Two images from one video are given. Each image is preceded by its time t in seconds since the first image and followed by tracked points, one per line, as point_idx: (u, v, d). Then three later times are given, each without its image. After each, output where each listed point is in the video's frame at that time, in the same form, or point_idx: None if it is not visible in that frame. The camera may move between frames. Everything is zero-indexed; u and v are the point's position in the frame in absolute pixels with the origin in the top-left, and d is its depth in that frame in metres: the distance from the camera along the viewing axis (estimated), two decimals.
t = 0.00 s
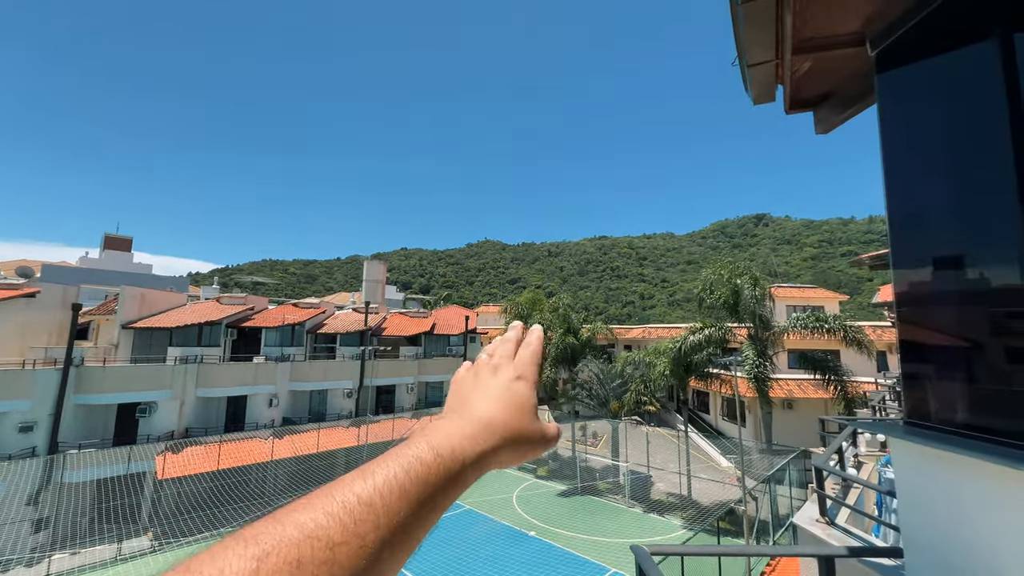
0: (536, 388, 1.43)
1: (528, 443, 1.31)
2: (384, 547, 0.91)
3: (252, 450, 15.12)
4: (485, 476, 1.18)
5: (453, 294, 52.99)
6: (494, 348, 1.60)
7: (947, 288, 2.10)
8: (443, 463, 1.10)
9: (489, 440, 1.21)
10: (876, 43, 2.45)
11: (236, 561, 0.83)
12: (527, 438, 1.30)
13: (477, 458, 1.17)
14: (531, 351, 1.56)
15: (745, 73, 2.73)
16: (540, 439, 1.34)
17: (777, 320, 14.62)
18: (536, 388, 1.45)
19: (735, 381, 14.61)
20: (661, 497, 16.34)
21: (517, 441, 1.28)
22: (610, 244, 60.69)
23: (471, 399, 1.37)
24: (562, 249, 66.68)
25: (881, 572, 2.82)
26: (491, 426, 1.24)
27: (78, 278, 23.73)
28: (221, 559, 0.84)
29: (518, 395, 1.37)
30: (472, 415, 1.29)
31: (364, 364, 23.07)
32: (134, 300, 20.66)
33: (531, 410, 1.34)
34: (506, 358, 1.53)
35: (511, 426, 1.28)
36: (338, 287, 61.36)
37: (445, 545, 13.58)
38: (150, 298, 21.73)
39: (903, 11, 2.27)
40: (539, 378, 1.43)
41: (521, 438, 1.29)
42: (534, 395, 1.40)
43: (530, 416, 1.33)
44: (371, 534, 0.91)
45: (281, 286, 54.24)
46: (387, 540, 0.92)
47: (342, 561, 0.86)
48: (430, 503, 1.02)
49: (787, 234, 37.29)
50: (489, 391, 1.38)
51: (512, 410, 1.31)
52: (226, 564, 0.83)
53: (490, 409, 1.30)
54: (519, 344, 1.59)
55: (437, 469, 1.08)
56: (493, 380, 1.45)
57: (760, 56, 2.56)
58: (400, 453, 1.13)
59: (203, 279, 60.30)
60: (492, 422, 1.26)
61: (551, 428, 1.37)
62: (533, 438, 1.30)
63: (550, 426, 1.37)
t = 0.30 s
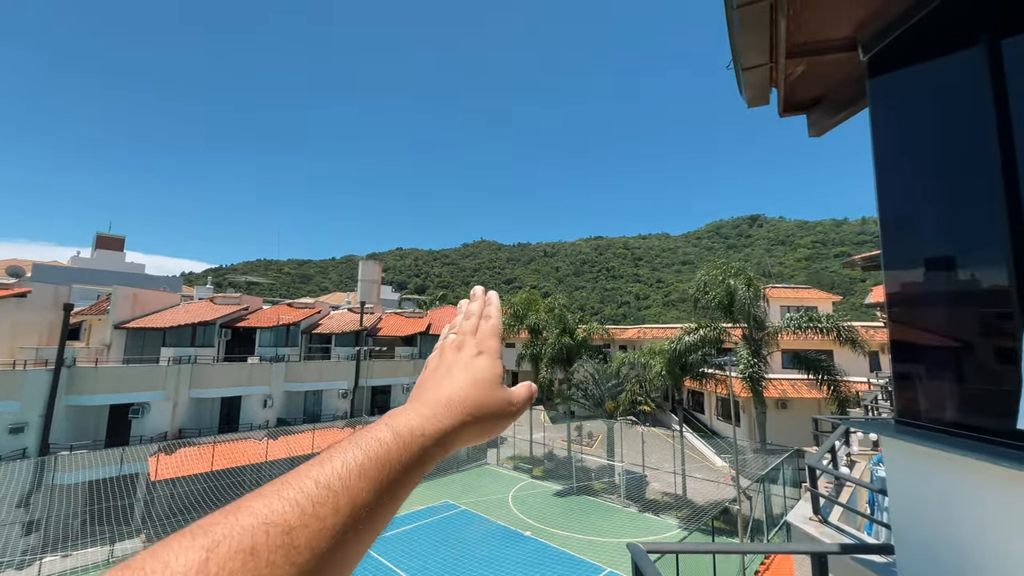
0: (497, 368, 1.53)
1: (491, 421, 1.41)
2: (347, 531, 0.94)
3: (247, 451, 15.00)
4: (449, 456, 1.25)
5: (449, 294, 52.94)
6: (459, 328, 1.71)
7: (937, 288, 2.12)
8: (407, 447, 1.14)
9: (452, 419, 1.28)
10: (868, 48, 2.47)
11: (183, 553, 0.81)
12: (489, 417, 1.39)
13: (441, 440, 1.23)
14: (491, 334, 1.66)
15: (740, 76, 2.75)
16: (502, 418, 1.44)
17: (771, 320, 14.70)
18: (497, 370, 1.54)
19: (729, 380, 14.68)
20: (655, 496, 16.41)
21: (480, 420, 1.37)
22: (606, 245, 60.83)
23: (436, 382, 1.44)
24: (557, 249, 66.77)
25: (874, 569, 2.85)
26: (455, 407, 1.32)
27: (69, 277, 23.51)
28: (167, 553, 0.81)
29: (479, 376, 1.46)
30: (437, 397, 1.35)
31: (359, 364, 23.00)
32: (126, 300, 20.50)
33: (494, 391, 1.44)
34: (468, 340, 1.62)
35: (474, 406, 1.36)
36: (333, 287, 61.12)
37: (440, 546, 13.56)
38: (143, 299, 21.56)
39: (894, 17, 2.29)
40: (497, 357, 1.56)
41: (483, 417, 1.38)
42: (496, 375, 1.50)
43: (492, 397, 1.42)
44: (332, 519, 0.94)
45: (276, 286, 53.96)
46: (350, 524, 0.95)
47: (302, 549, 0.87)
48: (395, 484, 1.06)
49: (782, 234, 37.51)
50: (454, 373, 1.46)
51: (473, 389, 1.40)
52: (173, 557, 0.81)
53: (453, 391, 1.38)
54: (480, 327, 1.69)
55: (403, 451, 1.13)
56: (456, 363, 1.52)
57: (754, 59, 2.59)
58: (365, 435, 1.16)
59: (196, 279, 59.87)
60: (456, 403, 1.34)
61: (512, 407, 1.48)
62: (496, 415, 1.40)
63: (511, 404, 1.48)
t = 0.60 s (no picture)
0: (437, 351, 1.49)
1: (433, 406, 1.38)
2: (266, 536, 0.93)
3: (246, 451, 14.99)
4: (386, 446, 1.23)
5: (448, 294, 52.93)
6: (395, 314, 1.61)
7: (935, 289, 2.13)
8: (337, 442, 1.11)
9: (386, 409, 1.25)
10: (866, 50, 2.48)
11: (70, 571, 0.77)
12: (429, 401, 1.36)
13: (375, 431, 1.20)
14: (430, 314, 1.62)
15: (739, 77, 2.77)
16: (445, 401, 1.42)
17: (770, 320, 14.73)
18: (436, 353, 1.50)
19: (728, 380, 14.71)
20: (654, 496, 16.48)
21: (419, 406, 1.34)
22: (605, 244, 60.88)
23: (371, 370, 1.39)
24: (556, 249, 66.78)
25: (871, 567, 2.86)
26: (389, 398, 1.27)
27: (68, 277, 23.47)
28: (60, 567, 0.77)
29: (418, 361, 1.42)
30: (371, 387, 1.31)
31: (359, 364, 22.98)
32: (125, 300, 20.47)
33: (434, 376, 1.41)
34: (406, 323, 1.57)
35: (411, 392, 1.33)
36: (332, 287, 61.07)
37: (440, 545, 13.56)
38: (142, 298, 21.53)
39: (891, 20, 2.30)
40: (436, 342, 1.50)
41: (423, 402, 1.35)
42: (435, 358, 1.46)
43: (432, 381, 1.39)
44: (248, 524, 0.91)
45: (275, 286, 53.89)
46: (268, 527, 0.94)
47: (213, 557, 0.85)
48: (322, 485, 1.04)
49: (780, 234, 37.55)
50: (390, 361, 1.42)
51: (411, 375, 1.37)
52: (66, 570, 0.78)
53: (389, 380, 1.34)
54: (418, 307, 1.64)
55: (330, 447, 1.09)
56: (393, 350, 1.48)
57: (753, 61, 2.60)
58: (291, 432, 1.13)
59: (195, 278, 59.80)
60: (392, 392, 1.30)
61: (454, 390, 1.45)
62: (435, 401, 1.36)
63: (453, 387, 1.44)
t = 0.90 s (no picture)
0: (367, 358, 1.51)
1: (362, 414, 1.40)
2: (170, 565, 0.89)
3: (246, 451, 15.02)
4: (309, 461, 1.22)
5: (448, 294, 53.02)
6: (325, 315, 1.66)
7: (933, 289, 2.14)
8: (253, 461, 1.09)
9: (307, 422, 1.24)
10: (864, 54, 2.49)
11: None
12: (355, 411, 1.37)
13: (294, 447, 1.18)
14: (361, 323, 1.64)
15: (738, 81, 2.77)
16: (374, 410, 1.43)
17: (770, 320, 14.73)
18: (367, 361, 1.51)
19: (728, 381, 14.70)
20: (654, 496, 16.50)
21: (345, 416, 1.35)
22: (604, 244, 60.86)
23: (294, 381, 1.38)
24: (556, 249, 66.82)
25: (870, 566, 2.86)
26: (315, 406, 1.29)
27: (68, 277, 23.46)
28: None
29: (343, 370, 1.43)
30: (292, 399, 1.30)
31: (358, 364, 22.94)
32: (125, 300, 20.45)
33: (362, 386, 1.42)
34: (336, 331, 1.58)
35: (336, 402, 1.34)
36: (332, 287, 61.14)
37: (440, 545, 13.56)
38: (142, 298, 21.53)
39: (891, 23, 2.30)
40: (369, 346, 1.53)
41: (349, 412, 1.36)
42: (365, 366, 1.48)
43: (359, 390, 1.40)
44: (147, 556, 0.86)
45: (275, 286, 53.94)
46: (171, 557, 0.90)
47: None
48: (233, 506, 1.01)
49: (780, 234, 37.54)
50: (316, 370, 1.42)
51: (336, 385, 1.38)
52: None
53: (312, 391, 1.34)
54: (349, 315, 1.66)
55: (244, 466, 1.07)
56: (322, 359, 1.47)
57: (752, 64, 2.60)
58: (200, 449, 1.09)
59: (195, 278, 59.90)
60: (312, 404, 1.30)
61: (386, 396, 1.47)
62: (364, 408, 1.39)
63: (384, 392, 1.47)
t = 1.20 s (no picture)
0: (319, 375, 1.44)
1: (316, 437, 1.32)
2: None
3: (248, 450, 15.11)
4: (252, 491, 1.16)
5: (449, 294, 53.07)
6: (277, 328, 1.58)
7: (936, 288, 2.14)
8: (187, 495, 1.06)
9: (249, 449, 1.19)
10: (867, 55, 2.48)
11: None
12: (305, 432, 1.29)
13: (234, 475, 1.13)
14: (315, 335, 1.55)
15: (741, 81, 2.77)
16: (328, 428, 1.35)
17: (772, 320, 14.71)
18: (320, 377, 1.43)
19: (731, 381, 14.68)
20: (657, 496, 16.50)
21: (296, 437, 1.27)
22: (606, 245, 60.83)
23: (238, 402, 1.32)
24: (558, 249, 66.83)
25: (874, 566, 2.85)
26: (258, 429, 1.24)
27: (72, 277, 23.54)
28: None
29: (294, 388, 1.36)
30: (234, 423, 1.25)
31: (360, 365, 22.90)
32: (128, 301, 20.52)
33: (315, 404, 1.34)
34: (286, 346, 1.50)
35: (284, 423, 1.27)
36: (334, 287, 61.26)
37: (441, 545, 13.57)
38: (144, 299, 21.59)
39: (894, 24, 2.29)
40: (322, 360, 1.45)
41: (300, 433, 1.29)
42: (316, 383, 1.40)
43: (309, 408, 1.33)
44: None
45: (277, 286, 54.02)
46: None
47: None
48: (170, 542, 1.00)
49: (782, 234, 37.49)
50: (262, 390, 1.35)
51: (284, 408, 1.30)
52: None
53: (256, 413, 1.28)
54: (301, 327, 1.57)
55: (176, 502, 1.03)
56: (271, 375, 1.41)
57: (754, 65, 2.60)
58: (125, 484, 1.05)
59: (197, 278, 60.07)
60: (255, 428, 1.24)
61: (341, 412, 1.39)
62: (316, 426, 1.32)
63: (339, 407, 1.39)
